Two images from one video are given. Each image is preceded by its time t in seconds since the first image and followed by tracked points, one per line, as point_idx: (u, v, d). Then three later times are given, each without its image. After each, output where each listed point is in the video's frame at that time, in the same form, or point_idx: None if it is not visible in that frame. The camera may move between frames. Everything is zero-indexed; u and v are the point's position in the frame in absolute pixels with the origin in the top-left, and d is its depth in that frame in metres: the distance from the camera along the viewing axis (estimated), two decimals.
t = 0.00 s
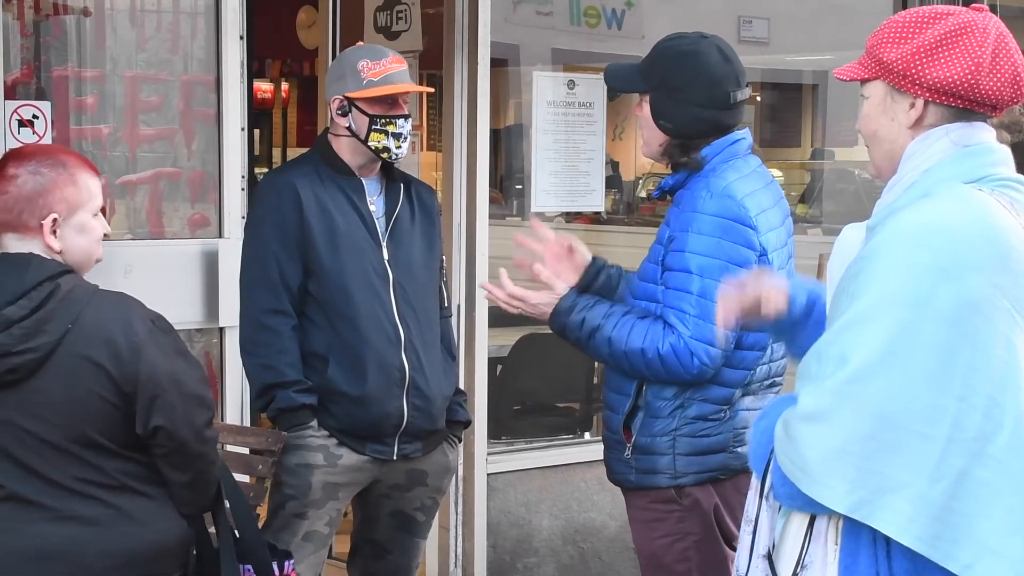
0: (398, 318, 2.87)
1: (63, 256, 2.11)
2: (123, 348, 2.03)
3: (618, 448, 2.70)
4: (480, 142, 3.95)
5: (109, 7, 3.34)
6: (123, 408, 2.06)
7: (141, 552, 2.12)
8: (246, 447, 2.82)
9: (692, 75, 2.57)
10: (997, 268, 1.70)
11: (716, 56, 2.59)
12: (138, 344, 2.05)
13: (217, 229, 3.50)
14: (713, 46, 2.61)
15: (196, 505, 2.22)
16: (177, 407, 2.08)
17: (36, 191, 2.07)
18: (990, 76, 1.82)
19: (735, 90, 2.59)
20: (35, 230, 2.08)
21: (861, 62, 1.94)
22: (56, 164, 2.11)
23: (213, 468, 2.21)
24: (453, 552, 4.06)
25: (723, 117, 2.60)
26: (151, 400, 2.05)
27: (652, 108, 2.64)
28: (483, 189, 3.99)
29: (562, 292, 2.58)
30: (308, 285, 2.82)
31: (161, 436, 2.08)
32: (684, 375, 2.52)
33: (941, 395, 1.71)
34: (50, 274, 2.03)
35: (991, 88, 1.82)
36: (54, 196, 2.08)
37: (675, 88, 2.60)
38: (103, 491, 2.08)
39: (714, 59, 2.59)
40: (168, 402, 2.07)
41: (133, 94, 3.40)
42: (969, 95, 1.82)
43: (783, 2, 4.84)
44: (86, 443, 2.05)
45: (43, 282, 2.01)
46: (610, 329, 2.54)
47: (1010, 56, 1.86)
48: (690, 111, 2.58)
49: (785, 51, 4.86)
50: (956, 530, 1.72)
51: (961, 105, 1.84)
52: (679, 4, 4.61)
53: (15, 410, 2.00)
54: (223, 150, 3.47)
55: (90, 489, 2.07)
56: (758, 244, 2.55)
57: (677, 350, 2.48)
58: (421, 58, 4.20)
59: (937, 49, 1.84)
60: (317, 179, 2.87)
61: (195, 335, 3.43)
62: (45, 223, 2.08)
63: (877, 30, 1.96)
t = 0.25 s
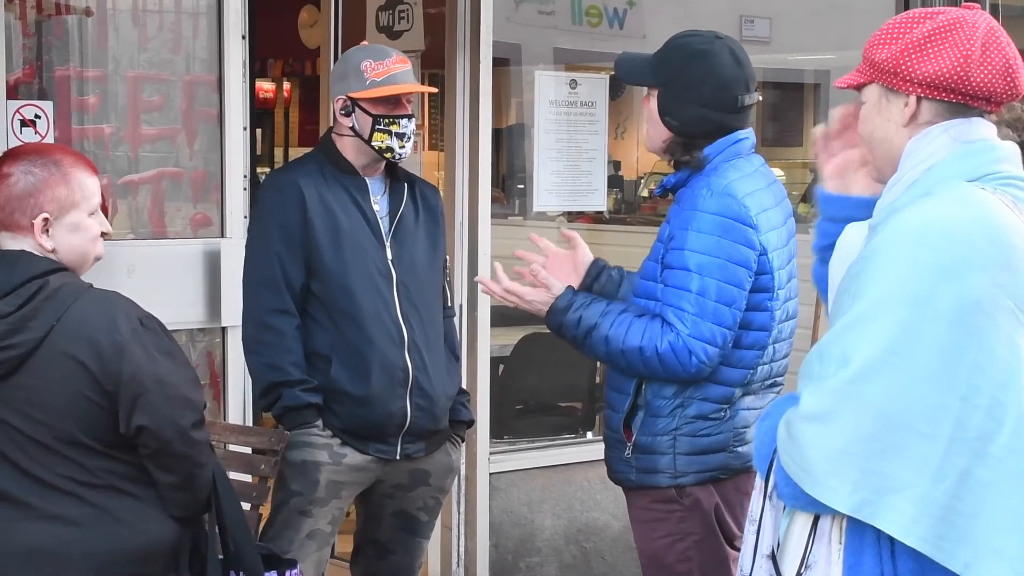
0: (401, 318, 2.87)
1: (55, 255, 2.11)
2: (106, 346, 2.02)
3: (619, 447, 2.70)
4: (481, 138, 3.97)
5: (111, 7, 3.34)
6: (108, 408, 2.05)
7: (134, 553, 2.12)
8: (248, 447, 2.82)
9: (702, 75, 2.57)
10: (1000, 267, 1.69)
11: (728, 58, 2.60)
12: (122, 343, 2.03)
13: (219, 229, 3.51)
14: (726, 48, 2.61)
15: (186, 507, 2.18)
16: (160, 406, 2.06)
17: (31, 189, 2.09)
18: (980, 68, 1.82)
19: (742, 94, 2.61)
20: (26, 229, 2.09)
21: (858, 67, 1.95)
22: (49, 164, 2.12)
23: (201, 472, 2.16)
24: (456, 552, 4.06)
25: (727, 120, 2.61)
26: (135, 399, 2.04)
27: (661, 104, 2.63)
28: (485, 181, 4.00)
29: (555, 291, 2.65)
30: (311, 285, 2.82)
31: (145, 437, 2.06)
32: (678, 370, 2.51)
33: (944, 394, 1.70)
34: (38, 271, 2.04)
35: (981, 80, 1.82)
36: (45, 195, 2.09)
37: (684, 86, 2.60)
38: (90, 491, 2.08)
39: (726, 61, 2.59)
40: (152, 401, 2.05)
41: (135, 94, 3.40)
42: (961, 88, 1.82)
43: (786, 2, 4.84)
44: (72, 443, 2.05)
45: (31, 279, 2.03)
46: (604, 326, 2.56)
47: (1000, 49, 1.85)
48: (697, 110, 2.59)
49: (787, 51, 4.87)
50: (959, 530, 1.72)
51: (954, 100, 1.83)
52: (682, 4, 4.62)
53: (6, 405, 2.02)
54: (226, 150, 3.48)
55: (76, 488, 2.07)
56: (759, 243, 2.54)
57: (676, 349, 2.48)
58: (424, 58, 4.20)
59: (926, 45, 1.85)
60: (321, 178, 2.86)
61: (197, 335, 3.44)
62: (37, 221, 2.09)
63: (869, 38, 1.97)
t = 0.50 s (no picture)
0: (404, 319, 2.87)
1: (65, 254, 2.12)
2: (106, 345, 2.03)
3: (619, 446, 2.70)
4: (485, 138, 3.96)
5: (114, 7, 3.35)
6: (108, 406, 2.05)
7: (132, 553, 2.12)
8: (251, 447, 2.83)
9: (706, 75, 2.57)
10: (999, 266, 1.69)
11: (734, 58, 2.59)
12: (122, 342, 2.04)
13: (222, 229, 3.51)
14: (732, 48, 2.60)
15: (185, 507, 2.18)
16: (160, 405, 2.06)
17: (44, 188, 2.08)
18: (983, 67, 1.83)
19: (747, 95, 2.60)
20: (38, 226, 2.09)
21: (858, 69, 1.95)
22: (65, 163, 2.13)
23: (201, 471, 2.16)
24: (457, 552, 4.07)
25: (732, 120, 2.61)
26: (133, 397, 2.04)
27: (665, 104, 2.64)
28: (487, 186, 3.99)
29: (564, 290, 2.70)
30: (314, 285, 2.82)
31: (144, 435, 2.06)
32: (671, 371, 2.52)
33: (944, 392, 1.70)
34: (40, 271, 2.04)
35: (985, 79, 1.82)
36: (60, 194, 2.10)
37: (689, 86, 2.60)
38: (89, 490, 2.08)
39: (732, 61, 2.59)
40: (151, 399, 2.05)
41: (138, 94, 3.41)
42: (964, 88, 1.82)
43: (788, 2, 4.84)
44: (74, 444, 2.05)
45: (31, 279, 2.03)
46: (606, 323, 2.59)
47: (1001, 49, 1.87)
48: (701, 110, 2.59)
49: (789, 51, 4.87)
50: (957, 528, 1.72)
51: (956, 99, 1.83)
52: (684, 5, 4.62)
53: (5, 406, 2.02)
54: (227, 150, 3.47)
55: (75, 488, 2.07)
56: (758, 244, 2.53)
57: (664, 346, 2.49)
58: (426, 58, 4.21)
59: (929, 45, 1.85)
60: (325, 178, 2.87)
61: (199, 335, 3.44)
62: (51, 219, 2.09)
63: (869, 38, 1.98)
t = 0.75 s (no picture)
0: (405, 319, 2.87)
1: (78, 256, 2.14)
2: (118, 347, 2.03)
3: (621, 447, 2.70)
4: (485, 138, 3.94)
5: (114, 7, 3.35)
6: (118, 408, 2.05)
7: (138, 553, 2.12)
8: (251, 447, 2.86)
9: (701, 75, 2.57)
10: (995, 263, 1.69)
11: (730, 59, 2.59)
12: (133, 344, 2.04)
13: (222, 229, 3.51)
14: (729, 49, 2.60)
15: (191, 507, 2.17)
16: (172, 404, 2.07)
17: (73, 184, 2.11)
18: (978, 68, 1.82)
19: (743, 96, 2.59)
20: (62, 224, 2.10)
21: (852, 72, 1.95)
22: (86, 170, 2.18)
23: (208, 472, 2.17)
24: (458, 552, 4.08)
25: (728, 121, 2.60)
26: (145, 398, 2.05)
27: (660, 103, 2.64)
28: (488, 188, 3.98)
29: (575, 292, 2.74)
30: (314, 285, 2.82)
31: (154, 436, 2.06)
32: (671, 370, 2.51)
33: (939, 389, 1.70)
34: (49, 274, 2.04)
35: (980, 81, 1.82)
36: (86, 197, 2.14)
37: (684, 86, 2.60)
38: (97, 492, 2.08)
39: (727, 61, 2.58)
40: (162, 399, 2.06)
41: (139, 94, 3.41)
42: (960, 90, 1.82)
43: (788, 2, 4.85)
44: (83, 445, 2.04)
45: (40, 283, 2.02)
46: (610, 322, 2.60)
47: (996, 49, 1.86)
48: (695, 110, 2.59)
49: (789, 51, 4.88)
50: (953, 526, 1.71)
51: (952, 100, 1.84)
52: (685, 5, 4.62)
53: (12, 412, 2.01)
54: (228, 150, 3.47)
55: (84, 490, 2.06)
56: (758, 243, 2.53)
57: (664, 345, 2.49)
58: (426, 58, 4.21)
59: (923, 48, 1.85)
60: (325, 178, 2.87)
61: (200, 335, 3.44)
62: (76, 219, 2.12)
63: (862, 41, 1.97)
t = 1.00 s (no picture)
0: (406, 319, 2.87)
1: (81, 256, 2.15)
2: (134, 346, 2.05)
3: (622, 446, 2.70)
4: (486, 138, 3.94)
5: (115, 8, 3.35)
6: (133, 405, 2.06)
7: (144, 552, 2.11)
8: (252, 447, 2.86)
9: (694, 74, 2.57)
10: (993, 266, 1.69)
11: (722, 56, 2.58)
12: (148, 342, 2.06)
13: (223, 229, 3.51)
14: (721, 47, 2.60)
15: (201, 504, 2.19)
16: (185, 402, 2.09)
17: (79, 185, 2.13)
18: (974, 70, 1.82)
19: (738, 92, 2.59)
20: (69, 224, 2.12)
21: (848, 76, 1.95)
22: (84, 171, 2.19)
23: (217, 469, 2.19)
24: (458, 552, 4.09)
25: (724, 118, 2.60)
26: (160, 395, 2.06)
27: (656, 105, 2.65)
28: (488, 188, 3.98)
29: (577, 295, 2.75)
30: (315, 285, 2.82)
31: (167, 433, 2.08)
32: (671, 370, 2.51)
33: (938, 392, 1.70)
34: (60, 273, 2.04)
35: (977, 82, 1.82)
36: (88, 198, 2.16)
37: (678, 86, 2.60)
38: (110, 491, 2.08)
39: (720, 58, 2.58)
40: (176, 397, 2.07)
41: (139, 95, 3.41)
42: (956, 92, 1.83)
43: (788, 2, 4.86)
44: (98, 443, 2.04)
45: (52, 282, 2.02)
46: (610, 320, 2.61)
47: (992, 49, 1.86)
48: (691, 109, 2.59)
49: (789, 51, 4.88)
50: (950, 528, 1.71)
51: (949, 103, 1.84)
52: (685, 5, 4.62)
53: (24, 414, 1.99)
54: (228, 150, 3.47)
55: (98, 489, 2.06)
56: (757, 242, 2.53)
57: (664, 345, 2.49)
58: (427, 58, 4.21)
59: (919, 51, 1.85)
60: (326, 179, 2.87)
61: (200, 335, 3.44)
62: (81, 219, 2.14)
63: (858, 44, 1.97)
